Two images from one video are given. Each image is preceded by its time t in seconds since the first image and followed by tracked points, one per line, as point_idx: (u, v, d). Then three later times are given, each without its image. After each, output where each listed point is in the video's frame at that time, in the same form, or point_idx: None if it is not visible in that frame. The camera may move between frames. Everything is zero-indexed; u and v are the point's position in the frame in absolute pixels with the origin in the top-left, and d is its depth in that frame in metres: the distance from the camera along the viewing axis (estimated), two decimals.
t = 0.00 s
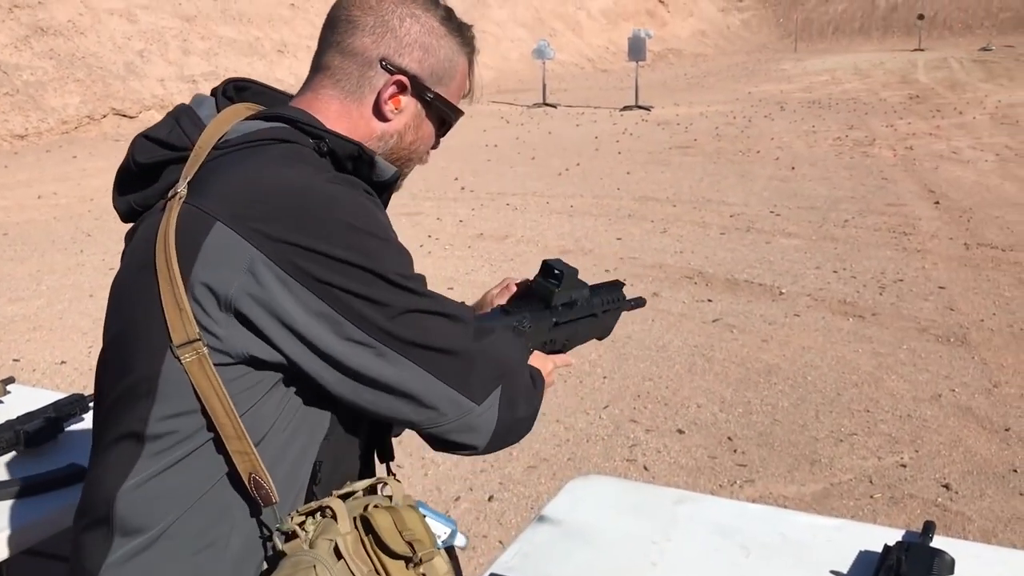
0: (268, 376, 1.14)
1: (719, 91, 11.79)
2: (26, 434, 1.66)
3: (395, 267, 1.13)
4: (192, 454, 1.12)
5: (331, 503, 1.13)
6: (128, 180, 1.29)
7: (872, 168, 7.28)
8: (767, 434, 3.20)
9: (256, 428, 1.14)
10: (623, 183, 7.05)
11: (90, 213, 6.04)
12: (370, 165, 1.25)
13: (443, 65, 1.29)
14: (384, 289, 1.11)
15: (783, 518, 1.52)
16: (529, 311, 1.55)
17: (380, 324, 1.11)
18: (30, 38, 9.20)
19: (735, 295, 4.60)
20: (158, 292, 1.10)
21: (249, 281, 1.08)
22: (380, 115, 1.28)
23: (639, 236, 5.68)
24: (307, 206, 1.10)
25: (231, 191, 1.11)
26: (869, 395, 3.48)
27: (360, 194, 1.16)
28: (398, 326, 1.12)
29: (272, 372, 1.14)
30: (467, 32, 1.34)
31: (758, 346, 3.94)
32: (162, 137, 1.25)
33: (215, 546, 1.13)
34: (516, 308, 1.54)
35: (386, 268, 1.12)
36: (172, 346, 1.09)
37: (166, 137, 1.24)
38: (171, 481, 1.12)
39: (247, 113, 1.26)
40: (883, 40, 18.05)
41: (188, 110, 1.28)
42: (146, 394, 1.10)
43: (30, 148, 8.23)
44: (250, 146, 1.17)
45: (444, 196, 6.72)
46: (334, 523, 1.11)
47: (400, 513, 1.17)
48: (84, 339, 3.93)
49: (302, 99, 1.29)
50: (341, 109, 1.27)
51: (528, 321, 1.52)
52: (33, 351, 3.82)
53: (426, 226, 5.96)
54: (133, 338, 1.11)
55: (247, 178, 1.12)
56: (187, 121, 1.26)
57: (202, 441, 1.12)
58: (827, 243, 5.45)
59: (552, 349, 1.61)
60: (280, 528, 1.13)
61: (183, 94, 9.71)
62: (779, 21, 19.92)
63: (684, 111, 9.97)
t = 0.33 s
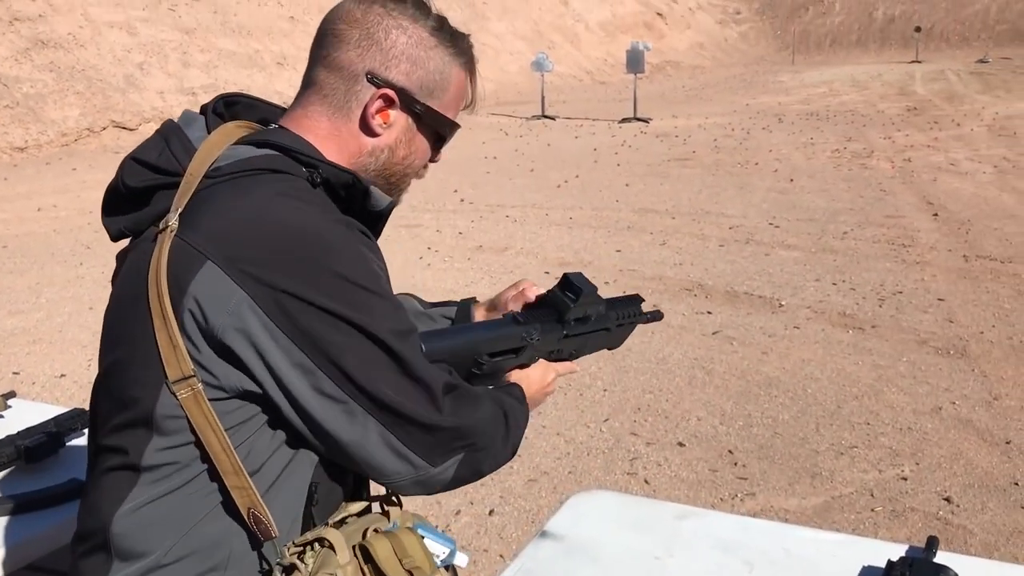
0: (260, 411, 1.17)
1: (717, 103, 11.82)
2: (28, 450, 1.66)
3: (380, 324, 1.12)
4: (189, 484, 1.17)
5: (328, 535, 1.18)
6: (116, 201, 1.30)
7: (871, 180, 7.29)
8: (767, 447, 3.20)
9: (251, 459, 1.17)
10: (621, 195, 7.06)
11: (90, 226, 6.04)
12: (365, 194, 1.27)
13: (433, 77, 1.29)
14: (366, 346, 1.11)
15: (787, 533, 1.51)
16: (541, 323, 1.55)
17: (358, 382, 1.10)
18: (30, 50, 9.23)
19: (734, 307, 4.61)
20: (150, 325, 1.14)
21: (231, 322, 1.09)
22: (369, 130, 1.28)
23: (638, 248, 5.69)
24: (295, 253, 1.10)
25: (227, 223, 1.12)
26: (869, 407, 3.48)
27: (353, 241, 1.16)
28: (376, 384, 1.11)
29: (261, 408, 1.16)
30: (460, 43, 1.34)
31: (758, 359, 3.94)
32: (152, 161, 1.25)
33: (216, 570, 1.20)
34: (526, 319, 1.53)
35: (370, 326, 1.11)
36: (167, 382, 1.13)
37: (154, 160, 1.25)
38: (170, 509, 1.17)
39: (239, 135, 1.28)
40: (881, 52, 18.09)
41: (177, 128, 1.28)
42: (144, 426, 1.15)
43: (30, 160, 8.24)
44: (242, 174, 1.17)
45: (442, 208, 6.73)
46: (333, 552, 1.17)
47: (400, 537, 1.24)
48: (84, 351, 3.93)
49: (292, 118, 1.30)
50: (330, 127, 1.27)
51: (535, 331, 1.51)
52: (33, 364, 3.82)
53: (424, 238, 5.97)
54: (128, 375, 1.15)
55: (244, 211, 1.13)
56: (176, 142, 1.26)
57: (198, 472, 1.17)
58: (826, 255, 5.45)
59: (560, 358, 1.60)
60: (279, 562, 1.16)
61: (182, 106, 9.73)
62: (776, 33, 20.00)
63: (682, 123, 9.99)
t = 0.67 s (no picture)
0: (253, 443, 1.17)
1: (717, 111, 11.83)
2: (28, 455, 1.66)
3: (373, 371, 1.12)
4: (190, 503, 1.19)
5: (331, 561, 1.23)
6: (106, 214, 1.29)
7: (870, 188, 7.30)
8: (768, 454, 3.20)
9: (249, 481, 1.19)
10: (621, 202, 7.06)
11: (89, 232, 6.05)
12: (362, 225, 1.26)
13: (428, 93, 1.28)
14: (358, 394, 1.11)
15: (787, 542, 1.51)
16: (564, 368, 1.37)
17: (347, 429, 1.11)
18: (30, 57, 9.25)
19: (734, 314, 4.60)
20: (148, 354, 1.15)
21: (223, 365, 1.10)
22: (361, 146, 1.28)
23: (638, 255, 5.69)
24: (289, 298, 1.10)
25: (222, 260, 1.12)
26: (869, 415, 3.48)
27: (350, 281, 1.15)
28: (366, 432, 1.11)
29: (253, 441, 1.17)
30: (461, 55, 1.31)
31: (758, 366, 3.94)
32: (144, 181, 1.25)
33: None
34: (553, 353, 1.37)
35: (361, 374, 1.11)
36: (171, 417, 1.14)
37: (147, 179, 1.25)
38: (170, 525, 1.18)
39: (235, 147, 1.28)
40: (880, 60, 18.12)
41: (171, 144, 1.28)
42: (145, 450, 1.16)
43: (30, 167, 8.25)
44: (239, 206, 1.16)
45: (442, 216, 6.73)
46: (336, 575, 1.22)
47: (402, 550, 1.26)
48: (83, 358, 3.93)
49: (286, 131, 1.31)
50: (323, 143, 1.28)
51: (556, 373, 1.36)
52: (32, 370, 3.82)
53: (424, 245, 5.97)
54: (130, 400, 1.17)
55: (239, 247, 1.12)
56: (166, 159, 1.26)
57: (200, 493, 1.18)
58: (826, 262, 5.45)
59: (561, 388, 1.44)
60: None
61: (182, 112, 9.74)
62: (776, 40, 20.04)
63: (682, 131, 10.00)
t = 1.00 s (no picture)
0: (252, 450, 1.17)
1: (719, 110, 11.83)
2: (27, 454, 1.65)
3: (372, 383, 1.11)
4: (191, 506, 1.18)
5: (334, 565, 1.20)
6: (104, 216, 1.28)
7: (873, 187, 7.28)
8: (770, 454, 3.19)
9: (250, 484, 1.18)
10: (623, 202, 7.05)
11: (91, 231, 6.05)
12: (363, 230, 1.26)
13: (428, 103, 1.27)
14: (358, 405, 1.10)
15: (787, 541, 1.50)
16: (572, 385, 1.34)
17: (346, 439, 1.11)
18: (32, 57, 9.27)
19: (736, 314, 4.60)
20: (149, 359, 1.14)
21: (223, 373, 1.09)
22: (358, 154, 1.28)
23: (640, 255, 5.68)
24: (290, 308, 1.10)
25: (223, 267, 1.11)
26: (871, 414, 3.47)
27: (351, 290, 1.15)
28: (365, 443, 1.11)
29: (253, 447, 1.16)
30: (466, 63, 1.29)
31: (760, 366, 3.93)
32: (142, 183, 1.24)
33: None
34: (562, 371, 1.33)
35: (363, 386, 1.10)
36: (173, 423, 1.13)
37: (145, 182, 1.24)
38: (171, 527, 1.18)
39: (237, 146, 1.28)
40: (883, 59, 18.09)
41: (169, 145, 1.28)
42: (144, 456, 1.16)
43: (31, 167, 8.25)
44: (240, 210, 1.16)
45: (444, 215, 6.73)
46: None
47: (404, 552, 1.24)
48: (85, 357, 3.93)
49: (285, 132, 1.32)
50: (321, 146, 1.29)
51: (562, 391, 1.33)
52: (33, 370, 3.82)
53: (426, 245, 5.97)
54: (129, 404, 1.17)
55: (241, 255, 1.12)
56: (165, 159, 1.25)
57: (200, 496, 1.18)
58: (828, 262, 5.44)
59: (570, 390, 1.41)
60: None
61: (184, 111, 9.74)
62: (778, 40, 20.04)
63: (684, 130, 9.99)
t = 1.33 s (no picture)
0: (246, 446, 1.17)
1: (723, 106, 11.81)
2: (30, 451, 1.66)
3: (364, 379, 1.11)
4: (185, 504, 1.19)
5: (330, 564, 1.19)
6: (102, 212, 1.28)
7: (876, 183, 7.27)
8: (773, 450, 3.19)
9: (244, 482, 1.18)
10: (627, 198, 7.04)
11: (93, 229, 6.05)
12: (358, 229, 1.25)
13: (423, 105, 1.27)
14: (350, 402, 1.10)
15: (790, 538, 1.50)
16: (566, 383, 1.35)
17: (338, 437, 1.11)
18: (35, 55, 9.29)
19: (739, 309, 4.60)
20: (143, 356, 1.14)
21: (215, 370, 1.09)
22: (352, 153, 1.28)
23: (642, 251, 5.68)
24: (283, 304, 1.10)
25: (216, 263, 1.11)
26: (874, 410, 3.47)
27: (346, 286, 1.15)
28: (357, 441, 1.11)
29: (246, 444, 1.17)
30: (463, 65, 1.29)
31: (763, 362, 3.93)
32: (138, 179, 1.24)
33: None
34: (557, 370, 1.34)
35: (354, 383, 1.10)
36: (166, 419, 1.13)
37: (141, 178, 1.24)
38: (166, 525, 1.18)
39: (233, 143, 1.29)
40: (886, 54, 18.04)
41: (166, 142, 1.28)
42: (139, 453, 1.16)
43: (34, 164, 8.25)
44: (233, 207, 1.16)
45: (447, 212, 6.73)
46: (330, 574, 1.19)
47: (400, 551, 1.25)
48: (88, 354, 3.94)
49: (283, 130, 1.32)
50: (317, 146, 1.29)
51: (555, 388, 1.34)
52: (37, 367, 3.83)
53: (429, 241, 5.97)
54: (124, 401, 1.17)
55: (235, 252, 1.12)
56: (161, 156, 1.25)
57: (195, 493, 1.18)
58: (831, 257, 5.44)
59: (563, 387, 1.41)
60: None
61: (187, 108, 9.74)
62: (781, 35, 20.00)
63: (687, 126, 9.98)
